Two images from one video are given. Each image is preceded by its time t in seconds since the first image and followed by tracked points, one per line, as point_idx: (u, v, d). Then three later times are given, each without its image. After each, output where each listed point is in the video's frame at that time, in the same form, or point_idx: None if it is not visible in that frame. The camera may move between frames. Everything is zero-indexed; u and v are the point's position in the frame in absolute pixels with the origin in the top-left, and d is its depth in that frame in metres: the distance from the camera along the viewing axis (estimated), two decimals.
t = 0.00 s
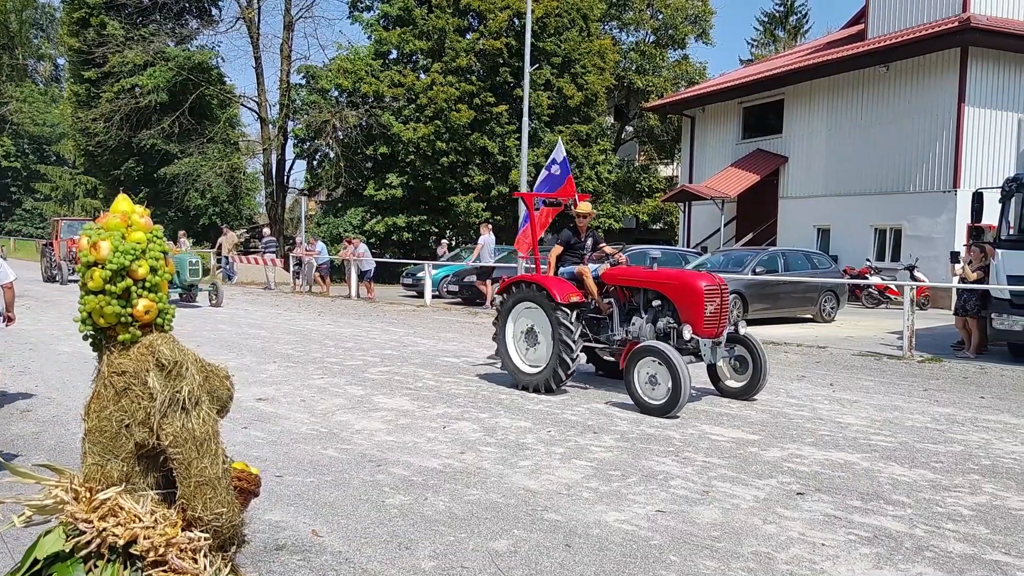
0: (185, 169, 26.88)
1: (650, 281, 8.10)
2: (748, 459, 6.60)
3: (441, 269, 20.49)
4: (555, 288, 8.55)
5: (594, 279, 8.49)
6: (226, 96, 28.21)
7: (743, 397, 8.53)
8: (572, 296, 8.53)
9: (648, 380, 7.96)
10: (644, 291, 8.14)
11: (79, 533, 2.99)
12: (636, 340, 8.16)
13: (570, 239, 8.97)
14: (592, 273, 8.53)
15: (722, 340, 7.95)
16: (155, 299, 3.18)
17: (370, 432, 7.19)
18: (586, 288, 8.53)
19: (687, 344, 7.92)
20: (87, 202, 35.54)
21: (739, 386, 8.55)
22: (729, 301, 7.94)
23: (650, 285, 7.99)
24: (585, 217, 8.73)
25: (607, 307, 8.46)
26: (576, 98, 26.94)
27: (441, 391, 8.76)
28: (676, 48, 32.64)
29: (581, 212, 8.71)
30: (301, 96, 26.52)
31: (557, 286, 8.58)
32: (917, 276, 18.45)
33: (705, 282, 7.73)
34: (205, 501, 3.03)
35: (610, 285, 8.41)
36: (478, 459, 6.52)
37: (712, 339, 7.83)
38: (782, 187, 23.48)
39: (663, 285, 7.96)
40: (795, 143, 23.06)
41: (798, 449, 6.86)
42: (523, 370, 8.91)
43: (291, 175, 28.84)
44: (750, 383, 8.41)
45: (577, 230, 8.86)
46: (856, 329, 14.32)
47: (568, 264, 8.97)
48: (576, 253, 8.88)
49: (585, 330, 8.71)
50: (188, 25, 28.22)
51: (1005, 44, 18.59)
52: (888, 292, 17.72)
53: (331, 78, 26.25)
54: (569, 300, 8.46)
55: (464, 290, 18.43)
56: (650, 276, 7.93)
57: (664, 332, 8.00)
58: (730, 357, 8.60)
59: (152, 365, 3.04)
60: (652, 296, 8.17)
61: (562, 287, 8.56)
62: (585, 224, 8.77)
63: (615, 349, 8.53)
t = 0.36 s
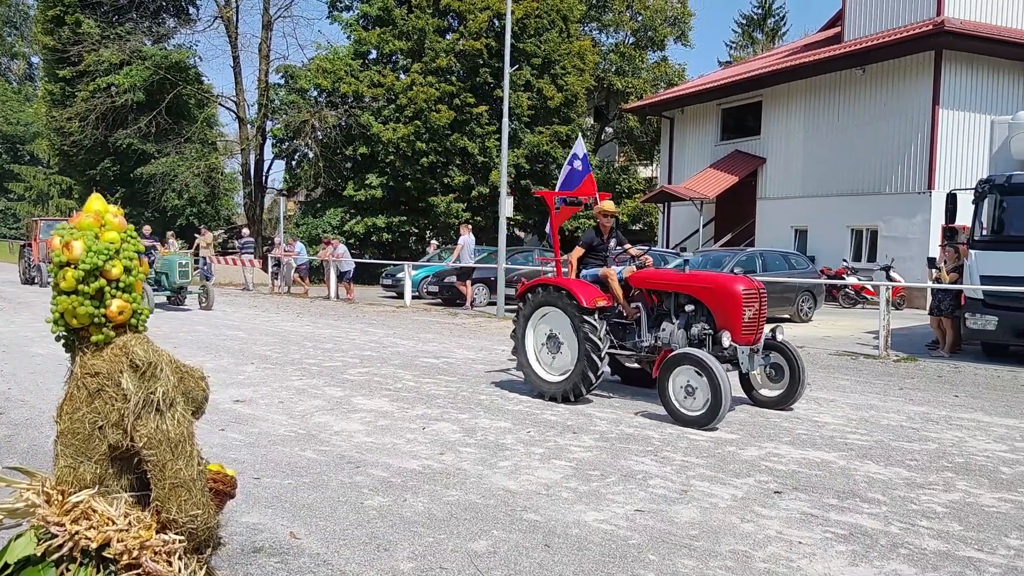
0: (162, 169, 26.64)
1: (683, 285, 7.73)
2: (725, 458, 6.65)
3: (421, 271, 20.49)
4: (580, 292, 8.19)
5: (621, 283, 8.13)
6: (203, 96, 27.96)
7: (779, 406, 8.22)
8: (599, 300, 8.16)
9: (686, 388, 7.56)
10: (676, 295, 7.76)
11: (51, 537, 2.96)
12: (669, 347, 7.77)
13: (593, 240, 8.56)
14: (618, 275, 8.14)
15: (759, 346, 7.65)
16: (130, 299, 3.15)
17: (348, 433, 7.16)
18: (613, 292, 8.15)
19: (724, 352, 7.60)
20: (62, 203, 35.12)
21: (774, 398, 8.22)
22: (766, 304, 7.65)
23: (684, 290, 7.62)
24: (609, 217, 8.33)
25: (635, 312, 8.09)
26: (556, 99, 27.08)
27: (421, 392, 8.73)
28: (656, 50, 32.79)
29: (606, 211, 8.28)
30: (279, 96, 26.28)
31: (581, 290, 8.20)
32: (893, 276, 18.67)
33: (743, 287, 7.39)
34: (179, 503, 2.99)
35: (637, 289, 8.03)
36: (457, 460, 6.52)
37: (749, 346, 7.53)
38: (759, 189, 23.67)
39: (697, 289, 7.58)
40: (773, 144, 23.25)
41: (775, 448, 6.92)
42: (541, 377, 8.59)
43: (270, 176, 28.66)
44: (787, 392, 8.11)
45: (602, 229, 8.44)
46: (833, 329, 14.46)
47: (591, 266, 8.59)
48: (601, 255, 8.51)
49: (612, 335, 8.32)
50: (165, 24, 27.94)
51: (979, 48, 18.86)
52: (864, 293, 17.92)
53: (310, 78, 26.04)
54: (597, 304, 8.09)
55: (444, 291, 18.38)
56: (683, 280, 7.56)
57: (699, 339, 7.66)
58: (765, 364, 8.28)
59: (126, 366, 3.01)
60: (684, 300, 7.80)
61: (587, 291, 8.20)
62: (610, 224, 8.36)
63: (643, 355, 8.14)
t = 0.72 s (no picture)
0: (129, 169, 26.26)
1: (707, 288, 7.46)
2: (696, 456, 6.69)
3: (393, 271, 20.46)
4: (597, 294, 7.87)
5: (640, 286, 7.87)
6: (172, 95, 27.61)
7: (806, 415, 7.94)
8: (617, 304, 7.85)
9: (718, 397, 7.18)
10: (701, 299, 7.49)
11: (9, 544, 2.92)
12: (693, 353, 7.49)
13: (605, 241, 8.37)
14: (633, 277, 7.86)
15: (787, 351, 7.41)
16: (90, 298, 3.09)
17: (318, 435, 7.10)
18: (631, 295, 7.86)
19: (752, 358, 7.35)
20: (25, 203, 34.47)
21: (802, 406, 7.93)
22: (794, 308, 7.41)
23: (711, 293, 7.35)
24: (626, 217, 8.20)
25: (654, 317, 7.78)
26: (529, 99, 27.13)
27: (392, 393, 8.68)
28: (627, 51, 32.96)
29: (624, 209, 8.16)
30: (249, 95, 26.11)
31: (599, 293, 7.88)
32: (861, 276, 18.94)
33: (773, 290, 7.15)
34: (141, 508, 2.96)
35: (659, 292, 7.73)
36: (428, 461, 6.49)
37: (777, 352, 7.29)
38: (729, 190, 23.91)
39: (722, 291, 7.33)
40: (743, 146, 23.49)
41: (745, 446, 6.98)
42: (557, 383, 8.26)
43: (240, 175, 28.40)
44: (815, 400, 7.84)
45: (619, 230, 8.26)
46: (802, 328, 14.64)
47: (605, 267, 8.38)
48: (615, 257, 8.37)
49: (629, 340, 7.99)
50: (132, 22, 27.55)
51: (944, 51, 19.19)
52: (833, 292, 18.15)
53: (280, 77, 25.89)
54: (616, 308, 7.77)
55: (417, 292, 18.30)
56: (710, 283, 7.29)
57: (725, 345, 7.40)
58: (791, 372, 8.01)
59: (86, 367, 2.96)
60: (708, 304, 7.54)
61: (605, 294, 7.89)
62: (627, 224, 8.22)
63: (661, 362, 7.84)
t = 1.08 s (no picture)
0: (76, 167, 25.63)
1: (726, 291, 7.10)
2: (651, 454, 6.77)
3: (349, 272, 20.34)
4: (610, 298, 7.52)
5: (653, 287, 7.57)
6: (121, 92, 27.01)
7: (826, 423, 7.67)
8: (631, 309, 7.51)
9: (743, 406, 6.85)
10: (720, 303, 7.14)
11: None
12: (712, 361, 7.15)
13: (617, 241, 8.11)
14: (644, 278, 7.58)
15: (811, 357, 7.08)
16: (28, 301, 3.28)
17: (272, 438, 7.01)
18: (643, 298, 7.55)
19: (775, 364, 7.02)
20: None
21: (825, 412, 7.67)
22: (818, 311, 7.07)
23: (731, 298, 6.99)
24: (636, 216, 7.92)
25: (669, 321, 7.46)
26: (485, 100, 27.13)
27: (347, 395, 8.61)
28: (583, 52, 33.16)
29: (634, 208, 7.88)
30: (201, 93, 25.82)
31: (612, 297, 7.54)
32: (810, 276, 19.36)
33: (796, 292, 6.80)
34: (83, 514, 3.10)
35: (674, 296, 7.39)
36: (384, 462, 6.46)
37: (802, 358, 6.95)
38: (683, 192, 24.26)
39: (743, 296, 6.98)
40: (697, 147, 23.84)
41: (698, 444, 7.08)
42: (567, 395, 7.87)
43: (192, 174, 27.92)
44: (837, 407, 7.58)
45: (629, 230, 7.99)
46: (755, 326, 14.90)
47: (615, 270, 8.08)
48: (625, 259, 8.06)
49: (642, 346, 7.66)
50: (79, 16, 26.91)
51: (891, 56, 19.69)
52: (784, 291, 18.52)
53: (233, 74, 25.67)
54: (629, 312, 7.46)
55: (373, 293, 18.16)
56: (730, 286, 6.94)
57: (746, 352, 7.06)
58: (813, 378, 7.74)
59: (25, 371, 3.11)
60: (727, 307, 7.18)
61: (617, 298, 7.61)
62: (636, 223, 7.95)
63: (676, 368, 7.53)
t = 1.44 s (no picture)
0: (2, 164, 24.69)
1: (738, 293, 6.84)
2: (594, 452, 6.83)
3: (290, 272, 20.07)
4: (614, 301, 7.17)
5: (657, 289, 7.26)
6: (50, 87, 26.06)
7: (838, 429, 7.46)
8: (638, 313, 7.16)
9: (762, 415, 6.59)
10: (731, 306, 6.86)
11: None
12: (725, 367, 6.84)
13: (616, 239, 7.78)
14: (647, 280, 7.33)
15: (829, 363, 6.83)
16: None
17: (209, 442, 6.87)
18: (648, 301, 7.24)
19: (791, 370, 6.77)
20: None
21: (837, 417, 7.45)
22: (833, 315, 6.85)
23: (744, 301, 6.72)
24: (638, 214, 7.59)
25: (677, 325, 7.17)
26: (429, 99, 27.03)
27: (287, 397, 8.49)
28: (527, 53, 33.27)
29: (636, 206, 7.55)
30: (135, 89, 25.15)
31: (617, 298, 7.20)
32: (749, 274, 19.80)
33: (814, 295, 6.55)
34: None
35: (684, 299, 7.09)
36: (324, 465, 6.38)
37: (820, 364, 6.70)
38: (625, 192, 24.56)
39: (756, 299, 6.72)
40: (639, 147, 24.17)
41: (640, 440, 7.18)
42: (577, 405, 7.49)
43: (126, 172, 27.18)
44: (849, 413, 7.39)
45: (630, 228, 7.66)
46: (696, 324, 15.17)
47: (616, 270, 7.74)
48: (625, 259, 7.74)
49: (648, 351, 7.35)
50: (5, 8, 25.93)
51: (826, 60, 20.24)
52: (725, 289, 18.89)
53: (169, 70, 25.10)
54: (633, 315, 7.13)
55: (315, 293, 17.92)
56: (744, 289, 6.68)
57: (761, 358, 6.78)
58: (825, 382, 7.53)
59: None
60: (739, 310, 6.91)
61: (622, 300, 7.21)
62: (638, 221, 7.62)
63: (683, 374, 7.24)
